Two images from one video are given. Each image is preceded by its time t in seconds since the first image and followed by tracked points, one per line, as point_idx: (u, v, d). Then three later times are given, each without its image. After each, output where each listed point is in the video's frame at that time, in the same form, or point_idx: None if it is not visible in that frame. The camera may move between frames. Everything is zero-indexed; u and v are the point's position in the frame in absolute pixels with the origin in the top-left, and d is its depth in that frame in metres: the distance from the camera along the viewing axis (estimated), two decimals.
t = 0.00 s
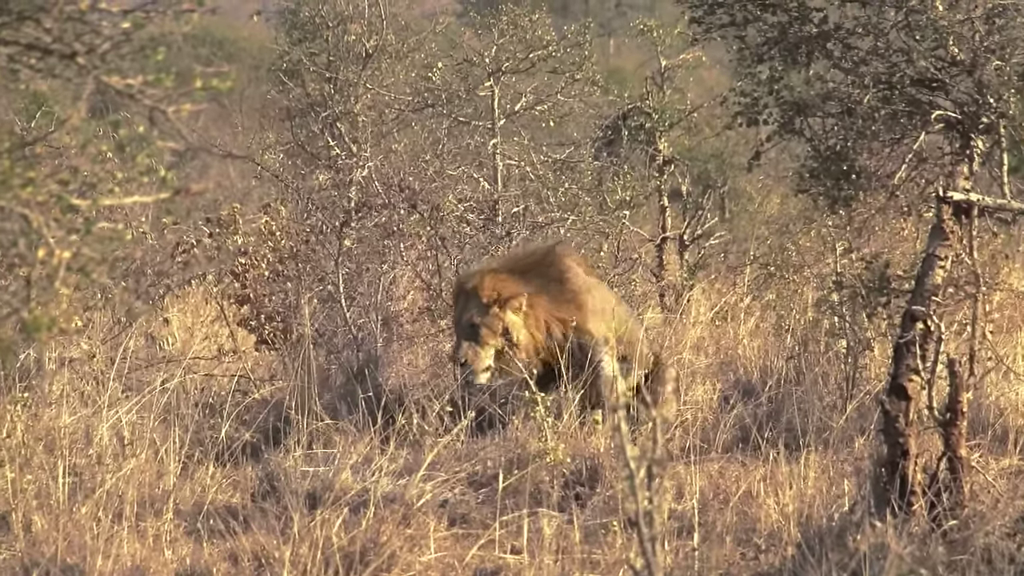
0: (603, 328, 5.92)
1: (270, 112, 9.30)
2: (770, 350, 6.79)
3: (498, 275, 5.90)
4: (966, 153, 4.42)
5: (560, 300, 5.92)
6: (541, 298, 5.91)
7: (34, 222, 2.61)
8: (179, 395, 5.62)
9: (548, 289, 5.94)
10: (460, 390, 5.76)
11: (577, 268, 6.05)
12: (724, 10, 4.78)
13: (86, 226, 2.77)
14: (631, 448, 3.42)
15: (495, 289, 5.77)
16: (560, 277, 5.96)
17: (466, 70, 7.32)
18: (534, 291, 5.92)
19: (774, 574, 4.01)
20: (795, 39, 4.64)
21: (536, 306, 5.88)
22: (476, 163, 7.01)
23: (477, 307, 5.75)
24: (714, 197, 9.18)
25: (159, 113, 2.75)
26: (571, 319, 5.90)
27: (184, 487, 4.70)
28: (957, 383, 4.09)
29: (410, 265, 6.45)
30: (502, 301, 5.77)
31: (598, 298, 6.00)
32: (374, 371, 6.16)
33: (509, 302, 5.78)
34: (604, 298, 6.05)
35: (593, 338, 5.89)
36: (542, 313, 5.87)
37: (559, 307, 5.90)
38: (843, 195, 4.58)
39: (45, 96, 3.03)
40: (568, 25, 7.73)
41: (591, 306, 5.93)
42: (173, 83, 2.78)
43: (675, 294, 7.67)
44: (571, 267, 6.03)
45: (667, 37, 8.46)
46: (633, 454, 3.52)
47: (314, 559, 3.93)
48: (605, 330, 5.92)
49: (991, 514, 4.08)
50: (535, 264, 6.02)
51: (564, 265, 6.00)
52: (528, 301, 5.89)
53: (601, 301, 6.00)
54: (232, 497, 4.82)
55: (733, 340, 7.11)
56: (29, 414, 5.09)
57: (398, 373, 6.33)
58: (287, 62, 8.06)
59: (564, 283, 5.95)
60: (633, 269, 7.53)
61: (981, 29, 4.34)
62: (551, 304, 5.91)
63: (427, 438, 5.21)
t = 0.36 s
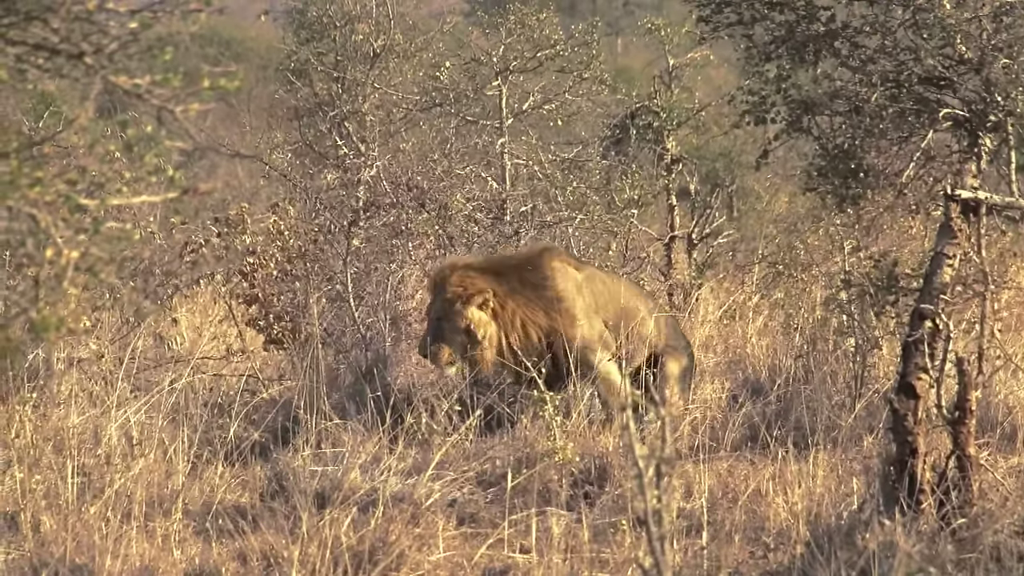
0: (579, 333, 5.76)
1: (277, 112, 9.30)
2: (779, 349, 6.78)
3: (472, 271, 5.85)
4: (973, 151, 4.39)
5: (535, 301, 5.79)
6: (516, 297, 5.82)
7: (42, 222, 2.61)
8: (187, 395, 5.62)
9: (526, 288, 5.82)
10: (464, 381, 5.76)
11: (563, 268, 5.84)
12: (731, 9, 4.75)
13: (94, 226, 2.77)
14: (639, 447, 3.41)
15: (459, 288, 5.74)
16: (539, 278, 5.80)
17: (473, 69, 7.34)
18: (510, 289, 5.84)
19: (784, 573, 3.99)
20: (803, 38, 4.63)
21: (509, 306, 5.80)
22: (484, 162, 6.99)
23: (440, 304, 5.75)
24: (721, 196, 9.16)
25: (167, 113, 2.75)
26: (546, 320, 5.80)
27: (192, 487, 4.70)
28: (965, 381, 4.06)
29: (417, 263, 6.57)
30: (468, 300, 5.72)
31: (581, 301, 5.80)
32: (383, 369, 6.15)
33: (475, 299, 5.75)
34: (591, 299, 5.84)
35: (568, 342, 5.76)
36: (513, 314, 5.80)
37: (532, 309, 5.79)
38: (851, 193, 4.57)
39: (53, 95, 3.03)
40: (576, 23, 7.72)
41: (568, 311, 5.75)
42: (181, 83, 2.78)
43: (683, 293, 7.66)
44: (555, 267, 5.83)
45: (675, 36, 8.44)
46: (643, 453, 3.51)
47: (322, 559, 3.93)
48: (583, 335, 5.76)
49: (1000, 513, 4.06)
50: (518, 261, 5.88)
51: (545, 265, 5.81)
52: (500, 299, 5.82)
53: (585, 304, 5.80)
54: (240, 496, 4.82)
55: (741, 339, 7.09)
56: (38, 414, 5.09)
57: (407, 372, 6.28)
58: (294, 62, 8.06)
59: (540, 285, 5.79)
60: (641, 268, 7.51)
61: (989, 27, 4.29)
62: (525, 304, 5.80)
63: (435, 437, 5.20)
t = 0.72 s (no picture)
0: (533, 321, 5.76)
1: (283, 113, 9.31)
2: (785, 349, 6.78)
3: (441, 242, 5.85)
4: (980, 151, 4.42)
5: (495, 282, 5.80)
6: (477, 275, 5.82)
7: (48, 224, 2.61)
8: (194, 396, 5.62)
9: (489, 269, 5.83)
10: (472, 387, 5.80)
11: (530, 255, 5.84)
12: (736, 10, 4.76)
13: (100, 228, 2.76)
14: (646, 447, 3.40)
15: (424, 255, 5.72)
16: (503, 262, 5.82)
17: (480, 70, 7.32)
18: (473, 267, 5.84)
19: (790, 574, 3.98)
20: (809, 38, 4.62)
21: (469, 282, 5.80)
22: (490, 163, 7.00)
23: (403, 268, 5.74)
24: (728, 197, 9.15)
25: (173, 114, 2.75)
26: (505, 303, 5.79)
27: (199, 488, 4.70)
28: (971, 380, 4.04)
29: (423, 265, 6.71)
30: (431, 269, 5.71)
31: (542, 289, 5.78)
32: (390, 370, 6.24)
33: (437, 268, 5.73)
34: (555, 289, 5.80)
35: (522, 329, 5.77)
36: (472, 291, 5.79)
37: (491, 289, 5.78)
38: (857, 194, 4.55)
39: (59, 97, 3.03)
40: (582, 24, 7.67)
41: (526, 298, 5.77)
42: (186, 84, 2.78)
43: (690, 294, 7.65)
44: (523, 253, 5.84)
45: (681, 37, 8.43)
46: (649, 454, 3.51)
47: (330, 560, 3.92)
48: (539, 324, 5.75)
49: (1006, 513, 4.05)
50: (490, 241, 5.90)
51: (512, 250, 5.84)
52: (462, 274, 5.82)
53: (547, 293, 5.78)
54: (247, 498, 4.82)
55: (748, 340, 7.08)
56: (45, 416, 5.09)
57: (413, 373, 6.37)
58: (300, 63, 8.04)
59: (504, 268, 5.80)
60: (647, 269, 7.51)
61: (994, 27, 4.26)
62: (485, 283, 5.80)
63: (442, 438, 5.20)
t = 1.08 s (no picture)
0: (513, 315, 5.75)
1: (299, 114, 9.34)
2: (801, 349, 6.76)
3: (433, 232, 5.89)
4: (995, 151, 4.35)
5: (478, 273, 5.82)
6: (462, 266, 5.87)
7: (64, 225, 2.62)
8: (210, 396, 5.63)
9: (474, 260, 5.84)
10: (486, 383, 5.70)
11: (517, 248, 5.79)
12: (751, 10, 4.74)
13: (115, 228, 2.77)
14: (661, 447, 3.41)
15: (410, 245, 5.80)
16: (487, 252, 5.80)
17: (495, 71, 7.33)
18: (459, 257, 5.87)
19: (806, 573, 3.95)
20: (823, 39, 4.58)
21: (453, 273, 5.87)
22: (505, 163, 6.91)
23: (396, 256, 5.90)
24: (743, 198, 9.14)
25: (188, 115, 2.75)
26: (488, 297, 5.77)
27: (216, 489, 4.70)
28: (987, 380, 4.03)
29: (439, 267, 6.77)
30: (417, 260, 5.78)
31: (525, 283, 5.78)
32: (405, 370, 6.27)
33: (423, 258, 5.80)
34: (540, 283, 5.80)
35: (500, 322, 5.74)
36: (456, 282, 5.86)
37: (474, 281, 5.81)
38: (873, 193, 4.51)
39: (74, 99, 3.03)
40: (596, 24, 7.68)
41: (506, 291, 5.76)
42: (202, 85, 2.78)
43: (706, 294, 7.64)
44: (508, 244, 5.79)
45: (696, 37, 8.41)
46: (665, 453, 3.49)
47: (346, 560, 3.93)
48: (518, 318, 5.75)
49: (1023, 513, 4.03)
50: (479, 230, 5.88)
51: (497, 240, 5.78)
52: (448, 263, 5.90)
53: (528, 290, 5.78)
54: (264, 498, 4.82)
55: (764, 339, 7.06)
56: (61, 416, 5.11)
57: (429, 373, 6.40)
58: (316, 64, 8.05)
59: (489, 259, 5.79)
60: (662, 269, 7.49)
61: (1009, 27, 4.28)
62: (469, 274, 5.85)
63: (457, 438, 5.19)
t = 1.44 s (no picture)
0: (515, 310, 5.66)
1: (320, 113, 9.34)
2: (823, 347, 6.71)
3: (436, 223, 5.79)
4: (1018, 149, 4.28)
5: (479, 267, 5.71)
6: (463, 259, 5.72)
7: (85, 224, 2.61)
8: (231, 396, 5.62)
9: (475, 254, 5.73)
10: (509, 383, 5.54)
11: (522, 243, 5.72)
12: (774, 8, 4.71)
13: (137, 227, 2.76)
14: (684, 446, 3.39)
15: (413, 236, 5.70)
16: (490, 248, 5.71)
17: (516, 69, 7.30)
18: (460, 250, 5.73)
19: (830, 573, 3.91)
20: (845, 37, 4.54)
21: (454, 266, 5.70)
22: (527, 161, 6.87)
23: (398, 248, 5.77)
24: (766, 196, 9.09)
25: (210, 114, 2.74)
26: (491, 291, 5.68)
27: (237, 488, 4.70)
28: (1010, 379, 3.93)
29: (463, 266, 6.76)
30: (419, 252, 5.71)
31: (530, 278, 5.67)
32: (427, 370, 6.23)
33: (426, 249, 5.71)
34: (544, 278, 5.69)
35: (503, 319, 5.66)
36: (456, 275, 5.71)
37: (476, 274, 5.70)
38: (895, 192, 4.50)
39: (95, 98, 3.02)
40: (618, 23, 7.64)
41: (509, 287, 5.66)
42: (224, 84, 2.77)
43: (728, 292, 7.60)
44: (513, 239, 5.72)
45: (719, 35, 8.35)
46: (688, 452, 3.46)
47: (368, 559, 3.90)
48: (522, 314, 5.67)
49: None
50: (481, 223, 5.77)
51: (502, 236, 5.71)
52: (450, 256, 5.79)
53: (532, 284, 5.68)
54: (286, 497, 4.82)
55: (786, 338, 7.01)
56: (84, 416, 5.12)
57: (451, 373, 6.40)
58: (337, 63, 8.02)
59: (492, 253, 5.70)
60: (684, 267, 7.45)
61: None
62: (470, 268, 5.72)
63: (479, 437, 5.17)
